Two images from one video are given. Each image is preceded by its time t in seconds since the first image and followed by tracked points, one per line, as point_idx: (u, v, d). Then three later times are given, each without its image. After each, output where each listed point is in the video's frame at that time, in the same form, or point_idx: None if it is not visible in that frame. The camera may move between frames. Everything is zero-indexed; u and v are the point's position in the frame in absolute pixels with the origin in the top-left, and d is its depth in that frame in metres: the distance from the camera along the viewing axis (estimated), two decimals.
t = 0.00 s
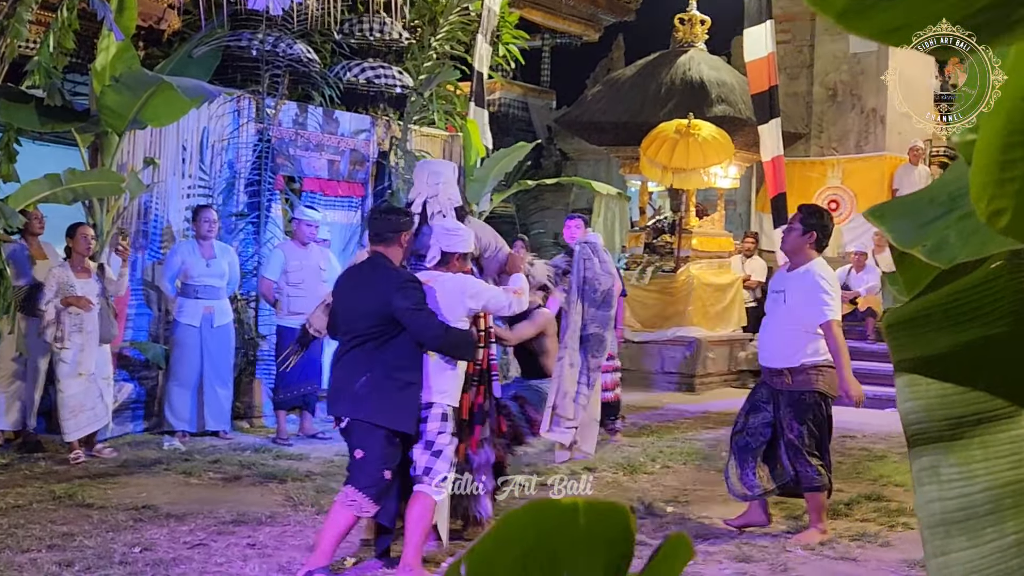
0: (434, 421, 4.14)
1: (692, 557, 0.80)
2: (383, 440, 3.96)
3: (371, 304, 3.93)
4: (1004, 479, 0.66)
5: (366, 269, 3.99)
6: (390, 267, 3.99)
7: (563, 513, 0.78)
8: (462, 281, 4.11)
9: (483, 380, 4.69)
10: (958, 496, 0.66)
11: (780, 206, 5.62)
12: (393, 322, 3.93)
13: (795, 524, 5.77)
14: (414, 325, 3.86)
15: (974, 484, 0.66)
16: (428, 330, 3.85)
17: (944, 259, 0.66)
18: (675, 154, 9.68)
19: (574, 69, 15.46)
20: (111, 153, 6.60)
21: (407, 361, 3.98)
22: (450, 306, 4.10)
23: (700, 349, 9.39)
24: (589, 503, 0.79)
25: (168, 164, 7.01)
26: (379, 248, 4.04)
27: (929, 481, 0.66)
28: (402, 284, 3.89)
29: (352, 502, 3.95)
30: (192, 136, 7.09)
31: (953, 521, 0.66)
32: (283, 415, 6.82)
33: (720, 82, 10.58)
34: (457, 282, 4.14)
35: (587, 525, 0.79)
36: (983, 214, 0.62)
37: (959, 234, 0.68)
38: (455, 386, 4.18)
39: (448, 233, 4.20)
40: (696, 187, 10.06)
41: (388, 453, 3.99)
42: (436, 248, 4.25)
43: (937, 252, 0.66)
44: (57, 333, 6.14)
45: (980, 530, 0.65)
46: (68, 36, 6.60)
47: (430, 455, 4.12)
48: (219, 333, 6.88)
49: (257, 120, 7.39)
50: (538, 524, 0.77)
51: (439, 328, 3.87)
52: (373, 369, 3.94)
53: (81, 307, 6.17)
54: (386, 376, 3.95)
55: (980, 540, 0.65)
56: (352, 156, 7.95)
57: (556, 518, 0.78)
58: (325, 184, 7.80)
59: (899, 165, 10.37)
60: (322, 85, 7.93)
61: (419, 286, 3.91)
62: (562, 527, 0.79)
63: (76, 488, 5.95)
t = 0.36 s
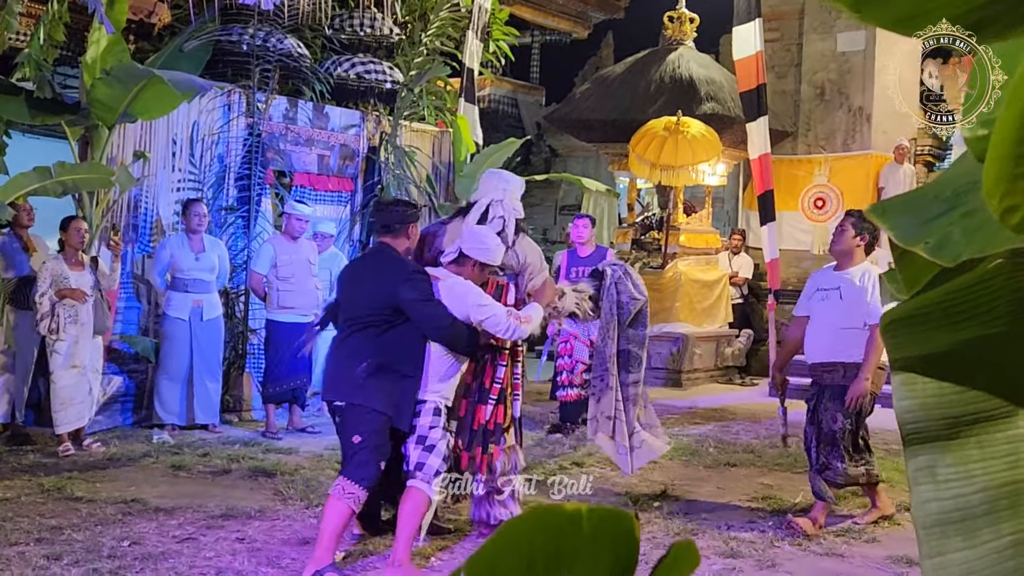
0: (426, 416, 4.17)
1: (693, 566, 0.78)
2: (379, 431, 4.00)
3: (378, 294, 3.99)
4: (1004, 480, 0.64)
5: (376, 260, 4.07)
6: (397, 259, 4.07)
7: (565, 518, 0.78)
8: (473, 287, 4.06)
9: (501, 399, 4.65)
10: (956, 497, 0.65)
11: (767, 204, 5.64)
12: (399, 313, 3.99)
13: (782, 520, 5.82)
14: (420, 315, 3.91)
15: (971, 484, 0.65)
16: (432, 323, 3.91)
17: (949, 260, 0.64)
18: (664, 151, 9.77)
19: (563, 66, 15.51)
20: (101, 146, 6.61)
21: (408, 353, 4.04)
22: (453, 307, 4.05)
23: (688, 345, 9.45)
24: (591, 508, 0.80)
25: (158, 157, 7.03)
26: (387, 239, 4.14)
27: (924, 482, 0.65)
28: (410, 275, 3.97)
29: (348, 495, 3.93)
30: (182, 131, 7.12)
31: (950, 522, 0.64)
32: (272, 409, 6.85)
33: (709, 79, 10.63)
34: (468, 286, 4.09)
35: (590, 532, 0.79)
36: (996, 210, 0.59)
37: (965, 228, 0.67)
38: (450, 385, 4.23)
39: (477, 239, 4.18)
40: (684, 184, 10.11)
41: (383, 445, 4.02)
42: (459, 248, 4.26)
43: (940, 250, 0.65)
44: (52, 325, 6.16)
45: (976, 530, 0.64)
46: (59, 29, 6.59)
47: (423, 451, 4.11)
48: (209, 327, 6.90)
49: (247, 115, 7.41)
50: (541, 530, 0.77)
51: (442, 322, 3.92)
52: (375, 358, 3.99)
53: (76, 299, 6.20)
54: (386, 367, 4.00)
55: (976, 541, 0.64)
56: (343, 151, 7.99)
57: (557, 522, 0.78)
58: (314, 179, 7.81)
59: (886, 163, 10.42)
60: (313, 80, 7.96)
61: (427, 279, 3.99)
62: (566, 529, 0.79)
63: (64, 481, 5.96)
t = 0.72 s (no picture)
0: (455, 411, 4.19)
1: None
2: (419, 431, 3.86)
3: (397, 292, 3.78)
4: (971, 483, 1.01)
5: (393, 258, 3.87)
6: (414, 257, 3.87)
7: (542, 536, 0.92)
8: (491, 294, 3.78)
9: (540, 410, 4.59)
10: (929, 497, 1.01)
11: (749, 204, 5.75)
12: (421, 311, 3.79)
13: (763, 516, 5.92)
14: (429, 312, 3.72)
15: (946, 489, 1.01)
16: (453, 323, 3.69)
17: (926, 264, 0.97)
18: (647, 153, 9.88)
19: (548, 69, 15.62)
20: (90, 147, 6.67)
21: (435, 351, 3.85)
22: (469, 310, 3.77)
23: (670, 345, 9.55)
24: (566, 524, 0.93)
25: (147, 158, 7.11)
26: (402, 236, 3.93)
27: (903, 483, 1.02)
28: (428, 273, 3.76)
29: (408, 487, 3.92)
30: (171, 132, 7.19)
31: (927, 523, 1.00)
32: (260, 408, 6.93)
33: (692, 82, 10.78)
34: (487, 292, 3.82)
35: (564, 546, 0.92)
36: (976, 217, 0.87)
37: (940, 233, 1.01)
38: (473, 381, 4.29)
39: (502, 247, 3.91)
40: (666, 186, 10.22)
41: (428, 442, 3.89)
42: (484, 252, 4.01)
43: (919, 257, 0.99)
44: (46, 322, 6.22)
45: (951, 532, 0.99)
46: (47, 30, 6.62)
47: (461, 446, 4.13)
48: (197, 326, 6.96)
49: (235, 116, 7.46)
50: (518, 547, 0.91)
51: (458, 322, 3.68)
52: (400, 358, 3.80)
53: (70, 298, 6.27)
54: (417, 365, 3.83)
55: (952, 541, 0.99)
56: (330, 153, 8.05)
57: (536, 540, 0.92)
58: (302, 179, 7.86)
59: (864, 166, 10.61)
60: (302, 82, 8.03)
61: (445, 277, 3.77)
62: (542, 546, 0.92)
63: (53, 480, 6.02)
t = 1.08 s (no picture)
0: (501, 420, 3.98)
1: None
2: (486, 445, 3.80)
3: (461, 309, 3.68)
4: (953, 488, 1.16)
5: (447, 274, 3.74)
6: (472, 272, 3.74)
7: (527, 540, 0.86)
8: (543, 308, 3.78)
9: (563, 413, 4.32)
10: (914, 500, 1.16)
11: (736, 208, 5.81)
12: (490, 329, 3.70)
13: (750, 518, 5.98)
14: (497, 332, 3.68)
15: (927, 492, 1.17)
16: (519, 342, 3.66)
17: (910, 271, 1.04)
18: (635, 158, 9.95)
19: (536, 74, 15.70)
20: (82, 153, 6.69)
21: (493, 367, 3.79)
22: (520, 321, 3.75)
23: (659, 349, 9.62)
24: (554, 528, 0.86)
25: (138, 163, 7.13)
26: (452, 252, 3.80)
27: (888, 487, 1.17)
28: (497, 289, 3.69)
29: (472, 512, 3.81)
30: (163, 138, 7.21)
31: (911, 523, 1.16)
32: (252, 413, 6.96)
33: (679, 89, 10.86)
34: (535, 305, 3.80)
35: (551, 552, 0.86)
36: (956, 225, 0.85)
37: (923, 242, 1.08)
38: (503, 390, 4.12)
39: (539, 258, 3.92)
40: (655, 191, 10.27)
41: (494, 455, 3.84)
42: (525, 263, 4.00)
43: (903, 265, 1.05)
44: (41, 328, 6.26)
45: (932, 530, 1.15)
46: (39, 37, 6.64)
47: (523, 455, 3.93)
48: (189, 331, 7.00)
49: (226, 122, 7.52)
50: (501, 550, 0.85)
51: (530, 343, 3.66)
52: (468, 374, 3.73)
53: (64, 304, 6.31)
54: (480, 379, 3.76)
55: (935, 538, 1.15)
56: (321, 158, 8.13)
57: (522, 542, 0.86)
58: (294, 185, 7.94)
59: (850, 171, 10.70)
60: (292, 88, 8.11)
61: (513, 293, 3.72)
62: (529, 551, 0.86)
63: (45, 485, 6.03)
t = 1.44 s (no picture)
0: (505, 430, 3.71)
1: None
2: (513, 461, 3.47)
3: (481, 318, 3.36)
4: (951, 495, 1.17)
5: (463, 282, 3.41)
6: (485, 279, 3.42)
7: (524, 552, 0.86)
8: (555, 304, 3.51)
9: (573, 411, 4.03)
10: (913, 507, 1.18)
11: (733, 213, 5.80)
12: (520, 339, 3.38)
13: (749, 525, 5.95)
14: (519, 339, 3.37)
15: (927, 500, 1.18)
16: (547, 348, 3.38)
17: (907, 281, 1.03)
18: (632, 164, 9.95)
19: (532, 82, 15.72)
20: (77, 162, 6.68)
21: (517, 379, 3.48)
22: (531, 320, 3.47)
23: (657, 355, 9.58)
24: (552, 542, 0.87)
25: (132, 173, 7.11)
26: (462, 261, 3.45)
27: (886, 496, 1.18)
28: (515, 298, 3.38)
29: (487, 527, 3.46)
30: (156, 146, 7.21)
31: (909, 532, 1.17)
32: (247, 421, 6.93)
33: (676, 94, 10.87)
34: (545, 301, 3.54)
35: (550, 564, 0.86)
36: (952, 238, 0.92)
37: (920, 251, 1.06)
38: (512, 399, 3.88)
39: (542, 257, 3.72)
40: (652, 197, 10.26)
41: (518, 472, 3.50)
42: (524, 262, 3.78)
43: (899, 274, 1.04)
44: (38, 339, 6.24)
45: (932, 538, 1.17)
46: (32, 45, 6.61)
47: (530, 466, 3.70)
48: (184, 340, 6.98)
49: (221, 130, 7.53)
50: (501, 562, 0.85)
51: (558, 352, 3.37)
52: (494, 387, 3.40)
53: (62, 314, 6.30)
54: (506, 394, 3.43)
55: (935, 546, 1.16)
56: (316, 166, 8.07)
57: (519, 556, 0.86)
58: (290, 193, 7.89)
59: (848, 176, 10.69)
60: (287, 96, 8.09)
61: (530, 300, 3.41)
62: (528, 562, 0.86)
63: (41, 496, 6.00)
